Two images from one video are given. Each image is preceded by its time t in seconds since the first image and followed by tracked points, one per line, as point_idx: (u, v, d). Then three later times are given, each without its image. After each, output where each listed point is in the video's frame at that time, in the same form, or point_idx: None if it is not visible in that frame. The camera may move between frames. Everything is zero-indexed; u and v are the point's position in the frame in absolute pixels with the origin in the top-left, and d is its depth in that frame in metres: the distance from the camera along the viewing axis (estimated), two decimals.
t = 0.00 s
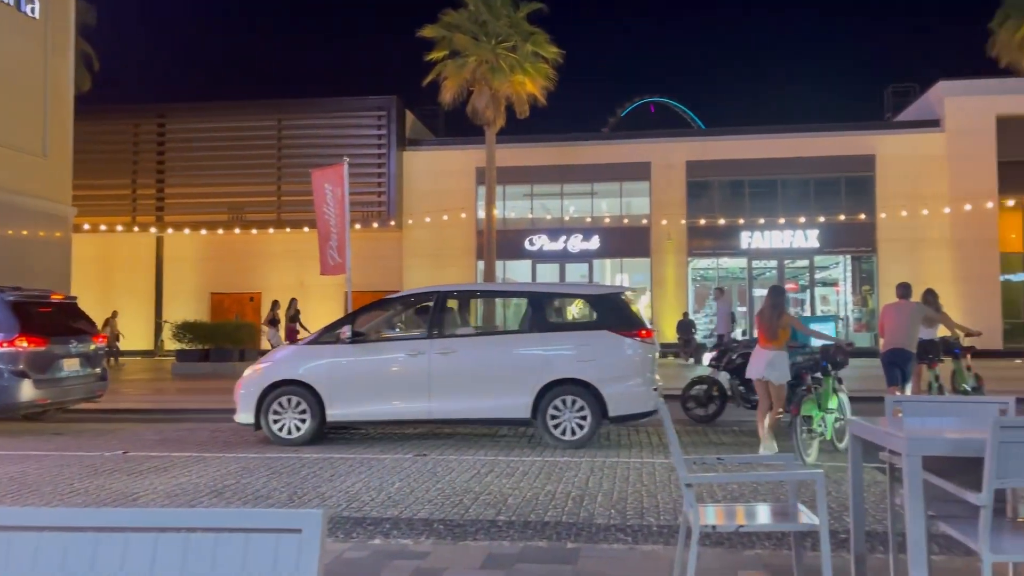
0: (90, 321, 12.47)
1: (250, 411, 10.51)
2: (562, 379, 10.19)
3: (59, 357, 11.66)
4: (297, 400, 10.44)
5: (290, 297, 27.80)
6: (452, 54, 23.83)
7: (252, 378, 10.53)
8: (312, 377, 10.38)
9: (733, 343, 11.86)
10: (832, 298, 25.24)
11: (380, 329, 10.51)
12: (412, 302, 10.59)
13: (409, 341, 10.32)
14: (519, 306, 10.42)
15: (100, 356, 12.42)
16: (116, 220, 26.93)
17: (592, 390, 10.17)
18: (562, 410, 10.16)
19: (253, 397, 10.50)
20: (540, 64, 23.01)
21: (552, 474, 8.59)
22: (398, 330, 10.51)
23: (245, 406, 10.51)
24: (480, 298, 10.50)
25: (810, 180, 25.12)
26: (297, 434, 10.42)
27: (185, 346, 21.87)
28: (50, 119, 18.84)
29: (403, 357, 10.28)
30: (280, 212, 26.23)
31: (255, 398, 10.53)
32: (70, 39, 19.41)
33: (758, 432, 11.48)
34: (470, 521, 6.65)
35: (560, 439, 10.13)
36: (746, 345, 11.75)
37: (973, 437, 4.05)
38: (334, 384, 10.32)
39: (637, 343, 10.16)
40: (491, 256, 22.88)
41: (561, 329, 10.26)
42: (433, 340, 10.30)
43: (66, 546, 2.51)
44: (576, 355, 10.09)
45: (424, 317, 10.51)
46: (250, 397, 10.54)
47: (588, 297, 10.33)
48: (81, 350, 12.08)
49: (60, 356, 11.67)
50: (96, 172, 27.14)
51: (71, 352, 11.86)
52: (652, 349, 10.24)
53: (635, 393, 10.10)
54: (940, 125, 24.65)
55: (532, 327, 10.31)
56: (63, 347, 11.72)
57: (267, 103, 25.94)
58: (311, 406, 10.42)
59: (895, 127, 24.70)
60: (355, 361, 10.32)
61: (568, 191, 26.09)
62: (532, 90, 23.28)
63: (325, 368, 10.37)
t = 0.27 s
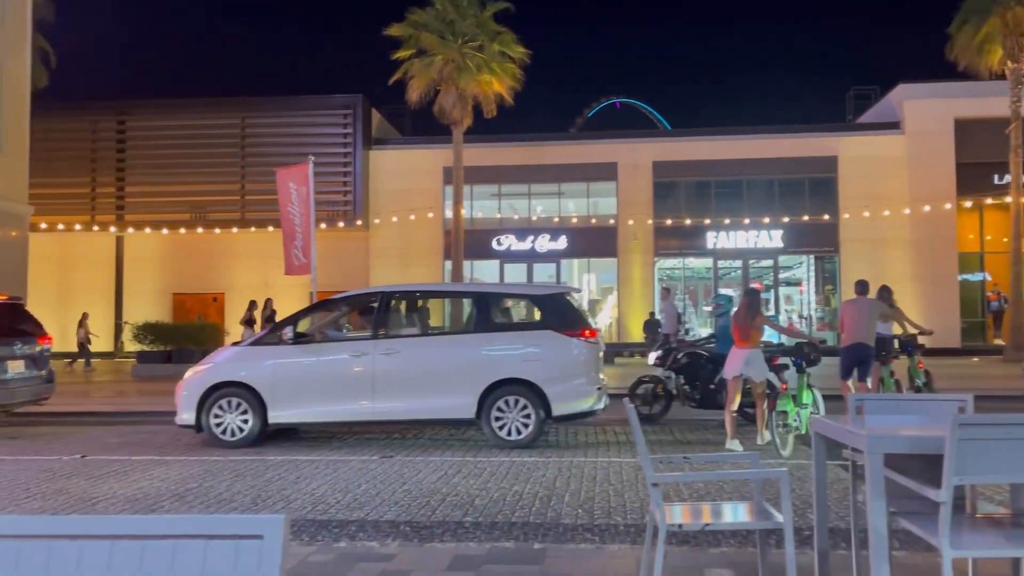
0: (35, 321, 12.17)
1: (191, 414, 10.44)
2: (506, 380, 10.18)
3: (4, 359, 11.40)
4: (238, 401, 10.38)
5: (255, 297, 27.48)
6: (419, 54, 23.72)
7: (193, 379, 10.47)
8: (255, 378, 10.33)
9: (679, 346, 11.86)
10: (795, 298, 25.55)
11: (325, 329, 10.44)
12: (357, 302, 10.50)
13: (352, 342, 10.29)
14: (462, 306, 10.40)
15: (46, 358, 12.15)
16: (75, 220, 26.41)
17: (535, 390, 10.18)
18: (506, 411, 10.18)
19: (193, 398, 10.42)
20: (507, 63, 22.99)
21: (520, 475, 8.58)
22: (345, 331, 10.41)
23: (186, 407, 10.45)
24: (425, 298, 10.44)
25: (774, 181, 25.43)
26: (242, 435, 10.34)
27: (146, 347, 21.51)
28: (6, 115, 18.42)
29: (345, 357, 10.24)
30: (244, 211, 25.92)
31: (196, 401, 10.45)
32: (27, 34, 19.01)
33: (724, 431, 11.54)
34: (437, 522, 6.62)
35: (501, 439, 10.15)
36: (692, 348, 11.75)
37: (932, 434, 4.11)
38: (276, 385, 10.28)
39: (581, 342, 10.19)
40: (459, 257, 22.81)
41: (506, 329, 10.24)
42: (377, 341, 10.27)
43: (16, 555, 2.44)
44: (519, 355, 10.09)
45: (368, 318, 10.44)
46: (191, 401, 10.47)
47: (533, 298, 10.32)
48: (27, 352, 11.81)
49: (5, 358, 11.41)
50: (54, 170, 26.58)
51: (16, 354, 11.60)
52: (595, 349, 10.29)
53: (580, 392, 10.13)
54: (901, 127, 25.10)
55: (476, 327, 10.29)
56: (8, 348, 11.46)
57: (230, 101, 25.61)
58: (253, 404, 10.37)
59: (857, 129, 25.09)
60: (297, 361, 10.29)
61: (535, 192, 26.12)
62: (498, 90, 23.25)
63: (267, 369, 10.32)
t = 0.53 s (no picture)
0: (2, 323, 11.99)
1: (151, 416, 10.37)
2: (468, 380, 10.19)
3: None
4: (199, 402, 10.33)
5: (236, 298, 27.30)
6: (401, 53, 23.64)
7: (153, 381, 10.41)
8: (215, 380, 10.29)
9: (636, 345, 12.07)
10: (776, 297, 25.71)
11: (287, 331, 10.47)
12: (320, 303, 10.58)
13: (314, 342, 10.27)
14: (425, 307, 10.44)
15: (9, 360, 11.97)
16: (53, 219, 26.11)
17: (498, 391, 10.18)
18: (469, 412, 10.16)
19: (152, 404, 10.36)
20: (489, 63, 22.97)
21: (503, 475, 8.57)
22: (308, 332, 10.47)
23: (146, 409, 10.39)
24: (388, 299, 10.49)
25: (755, 182, 25.58)
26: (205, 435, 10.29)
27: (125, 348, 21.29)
28: None
29: (307, 358, 10.20)
30: (225, 211, 25.73)
31: (154, 406, 10.39)
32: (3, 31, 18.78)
33: (707, 431, 11.57)
34: (419, 524, 6.60)
35: (462, 439, 10.12)
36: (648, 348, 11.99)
37: (911, 434, 4.13)
38: (237, 386, 10.23)
39: (543, 343, 10.22)
40: (441, 257, 22.76)
41: (468, 329, 10.26)
42: (339, 342, 10.25)
43: None
44: (481, 355, 10.09)
45: (330, 319, 10.47)
46: (151, 404, 10.42)
47: (496, 297, 10.37)
48: None
49: None
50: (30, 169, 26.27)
51: None
52: (557, 349, 10.32)
53: (543, 392, 10.15)
54: (880, 128, 25.32)
55: (438, 327, 10.30)
56: None
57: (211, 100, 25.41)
58: (212, 403, 10.32)
59: (837, 129, 25.28)
60: (258, 362, 10.25)
61: (518, 192, 26.12)
62: (481, 89, 23.20)
63: (229, 371, 10.27)
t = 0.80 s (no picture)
0: None
1: (133, 415, 10.40)
2: (449, 379, 10.19)
3: None
4: (180, 401, 10.35)
5: (234, 297, 27.29)
6: (398, 52, 23.64)
7: (135, 380, 10.43)
8: (196, 379, 10.30)
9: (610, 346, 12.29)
10: (773, 297, 25.74)
11: (270, 330, 10.52)
12: (302, 302, 10.60)
13: (295, 341, 10.28)
14: (406, 306, 10.46)
15: None
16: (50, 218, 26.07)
17: (480, 392, 10.19)
18: (450, 411, 10.18)
19: (133, 406, 10.39)
20: (487, 62, 22.96)
21: (500, 474, 8.59)
22: (291, 331, 10.50)
23: (127, 408, 10.41)
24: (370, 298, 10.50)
25: (752, 181, 25.60)
26: (189, 431, 10.31)
27: (123, 348, 21.27)
28: None
29: (288, 357, 10.21)
30: (222, 210, 25.72)
31: (136, 405, 10.42)
32: None
33: (706, 430, 11.57)
34: (417, 523, 6.61)
35: (441, 437, 10.17)
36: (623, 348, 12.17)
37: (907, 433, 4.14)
38: (218, 386, 10.25)
39: (524, 342, 10.23)
40: (438, 257, 22.74)
41: (449, 329, 10.27)
42: (320, 341, 10.26)
43: None
44: (462, 354, 10.10)
45: (312, 318, 10.48)
46: (133, 403, 10.44)
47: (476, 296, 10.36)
48: None
49: None
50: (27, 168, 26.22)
51: None
52: (539, 348, 10.33)
53: (524, 391, 10.17)
54: (877, 127, 25.35)
55: (418, 327, 10.31)
56: None
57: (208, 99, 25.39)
58: (192, 400, 10.34)
59: (835, 129, 25.31)
60: (240, 361, 10.26)
61: (516, 191, 26.13)
62: (478, 88, 23.19)
63: (209, 370, 10.29)
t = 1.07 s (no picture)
0: None
1: (134, 410, 10.48)
2: (447, 374, 10.23)
3: None
4: (180, 397, 10.43)
5: (247, 294, 27.42)
6: (410, 49, 23.67)
7: (136, 375, 10.49)
8: (196, 374, 10.37)
9: (599, 341, 12.31)
10: (785, 293, 25.69)
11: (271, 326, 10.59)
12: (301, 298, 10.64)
13: (294, 337, 10.32)
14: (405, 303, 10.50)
15: None
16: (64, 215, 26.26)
17: (478, 387, 10.25)
18: (448, 406, 10.23)
19: (132, 403, 10.47)
20: (498, 59, 22.95)
21: (511, 470, 8.61)
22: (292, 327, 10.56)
23: (128, 403, 10.49)
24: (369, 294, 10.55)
25: (764, 177, 25.51)
26: (191, 424, 10.40)
27: (138, 344, 21.44)
28: None
29: (288, 353, 10.26)
30: (235, 207, 25.85)
31: (137, 400, 10.49)
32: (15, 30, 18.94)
33: (717, 427, 11.57)
34: (429, 517, 6.65)
35: (438, 432, 10.22)
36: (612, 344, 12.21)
37: (920, 430, 4.13)
38: (218, 381, 10.31)
39: (522, 338, 10.27)
40: (450, 253, 22.75)
41: (447, 325, 10.31)
42: (319, 337, 10.30)
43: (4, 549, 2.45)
44: (460, 350, 10.15)
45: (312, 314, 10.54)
46: (133, 398, 10.51)
47: (473, 292, 10.37)
48: None
49: None
50: (42, 165, 26.41)
51: None
52: (537, 344, 10.38)
53: (522, 387, 10.22)
54: (891, 123, 25.20)
55: (417, 322, 10.36)
56: None
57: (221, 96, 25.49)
58: (190, 393, 10.42)
59: (848, 124, 25.17)
60: (240, 357, 10.32)
61: (527, 187, 26.11)
62: (490, 85, 23.17)
63: (208, 366, 10.34)
